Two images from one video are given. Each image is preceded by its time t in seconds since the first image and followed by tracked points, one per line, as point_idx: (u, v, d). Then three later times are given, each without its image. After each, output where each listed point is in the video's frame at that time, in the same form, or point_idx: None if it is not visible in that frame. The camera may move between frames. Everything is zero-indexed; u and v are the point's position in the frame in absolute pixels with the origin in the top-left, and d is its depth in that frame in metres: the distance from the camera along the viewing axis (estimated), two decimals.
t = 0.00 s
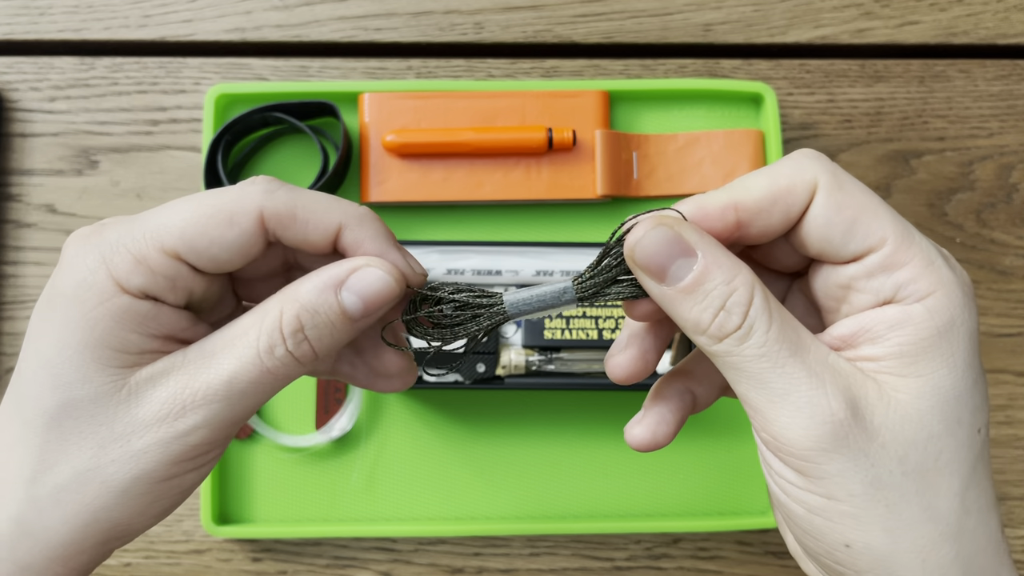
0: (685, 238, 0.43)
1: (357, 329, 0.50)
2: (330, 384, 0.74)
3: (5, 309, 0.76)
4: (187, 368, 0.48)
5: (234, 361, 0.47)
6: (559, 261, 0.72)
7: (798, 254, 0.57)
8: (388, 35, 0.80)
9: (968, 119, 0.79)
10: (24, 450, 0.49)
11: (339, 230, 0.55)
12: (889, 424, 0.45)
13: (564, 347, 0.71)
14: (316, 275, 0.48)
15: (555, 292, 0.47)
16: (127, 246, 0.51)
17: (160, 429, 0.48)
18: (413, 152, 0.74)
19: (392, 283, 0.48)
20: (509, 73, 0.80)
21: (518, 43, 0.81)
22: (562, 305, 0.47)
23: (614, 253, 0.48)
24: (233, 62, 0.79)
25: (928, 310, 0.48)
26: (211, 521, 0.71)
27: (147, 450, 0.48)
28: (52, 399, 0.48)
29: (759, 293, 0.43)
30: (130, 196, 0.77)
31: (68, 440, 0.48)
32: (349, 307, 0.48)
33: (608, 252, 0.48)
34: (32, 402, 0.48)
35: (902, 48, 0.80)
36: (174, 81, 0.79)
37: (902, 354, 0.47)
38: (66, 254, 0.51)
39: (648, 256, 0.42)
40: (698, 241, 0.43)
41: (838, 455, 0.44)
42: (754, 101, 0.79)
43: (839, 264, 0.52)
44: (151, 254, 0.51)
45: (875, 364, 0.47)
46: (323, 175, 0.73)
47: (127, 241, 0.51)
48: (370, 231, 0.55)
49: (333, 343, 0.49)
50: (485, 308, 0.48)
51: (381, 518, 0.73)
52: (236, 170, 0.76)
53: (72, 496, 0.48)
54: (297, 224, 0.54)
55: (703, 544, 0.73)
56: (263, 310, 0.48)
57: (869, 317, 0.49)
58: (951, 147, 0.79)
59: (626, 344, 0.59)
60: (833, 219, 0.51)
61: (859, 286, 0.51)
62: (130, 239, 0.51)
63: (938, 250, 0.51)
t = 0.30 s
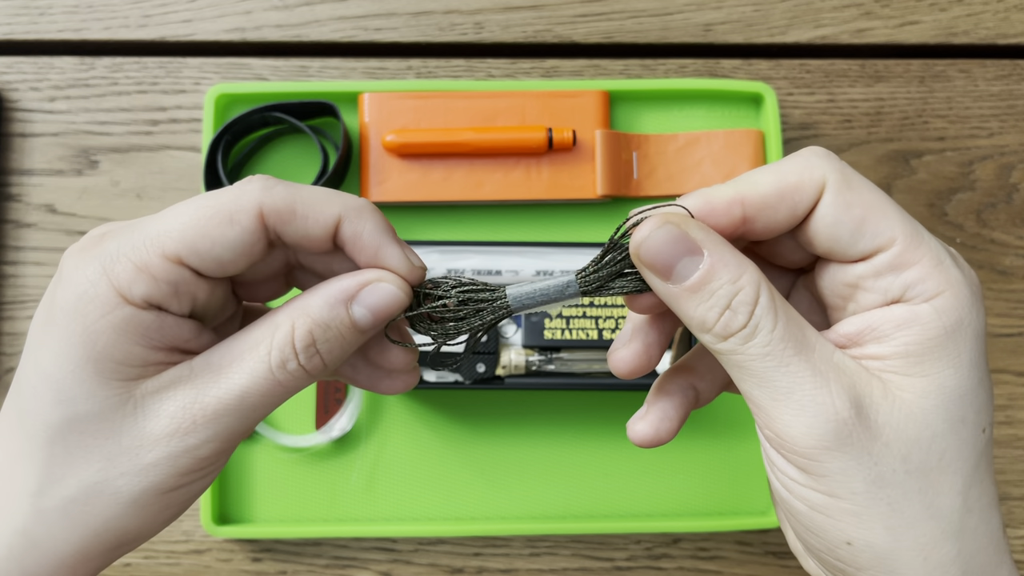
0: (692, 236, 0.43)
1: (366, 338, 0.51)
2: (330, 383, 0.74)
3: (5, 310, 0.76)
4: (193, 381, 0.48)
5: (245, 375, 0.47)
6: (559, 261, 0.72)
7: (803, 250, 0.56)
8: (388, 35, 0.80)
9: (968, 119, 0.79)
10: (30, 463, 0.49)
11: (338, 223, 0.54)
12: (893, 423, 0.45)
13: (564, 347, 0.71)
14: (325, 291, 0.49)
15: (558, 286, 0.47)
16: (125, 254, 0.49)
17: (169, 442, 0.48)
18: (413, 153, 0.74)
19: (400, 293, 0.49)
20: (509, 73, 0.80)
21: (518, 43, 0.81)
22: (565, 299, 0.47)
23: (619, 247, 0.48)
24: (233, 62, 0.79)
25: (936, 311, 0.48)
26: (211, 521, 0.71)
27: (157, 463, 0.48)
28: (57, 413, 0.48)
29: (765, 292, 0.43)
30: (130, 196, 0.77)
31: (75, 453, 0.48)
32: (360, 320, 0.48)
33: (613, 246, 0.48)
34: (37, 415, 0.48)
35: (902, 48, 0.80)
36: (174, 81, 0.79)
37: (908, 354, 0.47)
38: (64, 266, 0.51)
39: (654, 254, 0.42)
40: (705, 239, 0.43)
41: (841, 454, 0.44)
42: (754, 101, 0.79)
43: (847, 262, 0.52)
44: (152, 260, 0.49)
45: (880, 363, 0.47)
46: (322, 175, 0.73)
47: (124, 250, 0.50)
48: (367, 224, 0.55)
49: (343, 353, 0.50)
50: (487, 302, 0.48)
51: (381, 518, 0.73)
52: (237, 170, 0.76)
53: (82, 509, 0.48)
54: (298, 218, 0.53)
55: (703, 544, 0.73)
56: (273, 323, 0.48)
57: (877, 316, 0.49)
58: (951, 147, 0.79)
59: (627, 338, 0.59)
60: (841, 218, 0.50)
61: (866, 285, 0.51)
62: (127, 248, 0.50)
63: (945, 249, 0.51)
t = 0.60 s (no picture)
0: (691, 240, 0.43)
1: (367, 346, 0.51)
2: (330, 384, 0.74)
3: (5, 310, 0.76)
4: (200, 394, 0.48)
5: (253, 388, 0.48)
6: (559, 261, 0.72)
7: (806, 254, 0.56)
8: (388, 35, 0.80)
9: (968, 119, 0.79)
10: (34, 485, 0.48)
11: (338, 245, 0.50)
12: (892, 429, 0.45)
13: (563, 347, 0.71)
14: (329, 304, 0.48)
15: (557, 288, 0.47)
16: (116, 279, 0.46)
17: (182, 454, 0.48)
18: (413, 152, 0.74)
19: (409, 310, 0.48)
20: (509, 73, 0.80)
21: (518, 43, 0.81)
22: (564, 302, 0.47)
23: (619, 250, 0.48)
24: (233, 62, 0.79)
25: (938, 317, 0.48)
26: (211, 521, 0.71)
27: (172, 476, 0.48)
28: (61, 436, 0.47)
29: (765, 297, 0.43)
30: (130, 196, 0.77)
31: (86, 472, 0.47)
32: (365, 333, 0.48)
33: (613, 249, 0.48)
34: (39, 436, 0.47)
35: (902, 48, 0.80)
36: (174, 81, 0.79)
37: (909, 359, 0.47)
38: (52, 286, 0.48)
39: (653, 258, 0.42)
40: (704, 242, 0.43)
41: (840, 460, 0.44)
42: (754, 101, 0.79)
43: (849, 267, 0.52)
44: (146, 290, 0.45)
45: (880, 368, 0.47)
46: (322, 175, 0.73)
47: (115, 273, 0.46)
48: (368, 243, 0.50)
49: (345, 362, 0.50)
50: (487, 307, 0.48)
51: (381, 518, 0.72)
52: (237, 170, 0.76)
53: (94, 526, 0.48)
54: (298, 246, 0.49)
55: (703, 544, 0.73)
56: (277, 337, 0.48)
57: (878, 321, 0.48)
58: (951, 147, 0.79)
59: (628, 338, 0.59)
60: (845, 222, 0.50)
61: (868, 290, 0.51)
62: (117, 270, 0.46)
63: (949, 254, 0.51)
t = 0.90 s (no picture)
0: (664, 252, 0.43)
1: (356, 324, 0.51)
2: (330, 383, 0.74)
3: (5, 309, 0.75)
4: (210, 396, 0.47)
5: (257, 379, 0.47)
6: (559, 262, 0.73)
7: (790, 263, 0.56)
8: (388, 35, 0.80)
9: (968, 119, 0.79)
10: (60, 505, 0.46)
11: (340, 235, 0.49)
12: (858, 444, 0.44)
13: (563, 347, 0.71)
14: (318, 286, 0.48)
15: (537, 289, 0.48)
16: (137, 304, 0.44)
17: (206, 455, 0.47)
18: (413, 153, 0.74)
19: (395, 281, 0.48)
20: (508, 73, 0.80)
21: (518, 43, 0.81)
22: (544, 302, 0.49)
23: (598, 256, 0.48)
24: (233, 62, 0.79)
25: (913, 336, 0.46)
26: (211, 521, 0.71)
27: (201, 477, 0.48)
28: (85, 459, 0.45)
29: (735, 310, 0.43)
30: (130, 196, 0.77)
31: (110, 484, 0.46)
32: (355, 309, 0.48)
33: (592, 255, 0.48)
34: (60, 459, 0.45)
35: (902, 48, 0.80)
36: (174, 81, 0.79)
37: (882, 377, 0.46)
38: (66, 313, 0.45)
39: (626, 269, 0.43)
40: (678, 255, 0.43)
41: (803, 473, 0.44)
42: (754, 101, 0.79)
43: (829, 280, 0.51)
44: (162, 308, 0.44)
45: (852, 384, 0.46)
46: (322, 175, 0.73)
47: (135, 298, 0.44)
48: (369, 228, 0.50)
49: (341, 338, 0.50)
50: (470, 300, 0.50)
51: (380, 518, 0.72)
52: (236, 170, 0.76)
53: (126, 538, 0.47)
54: (304, 238, 0.48)
55: (703, 544, 0.73)
56: (271, 327, 0.47)
57: (855, 336, 0.47)
58: (951, 147, 0.79)
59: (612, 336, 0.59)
60: (823, 238, 0.49)
61: (846, 305, 0.50)
62: (136, 292, 0.44)
63: (933, 269, 0.49)
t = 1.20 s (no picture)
0: (660, 249, 0.43)
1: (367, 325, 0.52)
2: (330, 383, 0.74)
3: (5, 309, 0.75)
4: (224, 409, 0.46)
5: (274, 392, 0.47)
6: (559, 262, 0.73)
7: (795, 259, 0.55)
8: (388, 35, 0.80)
9: (968, 119, 0.79)
10: (69, 516, 0.45)
11: (342, 232, 0.49)
12: (844, 449, 0.44)
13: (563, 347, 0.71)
14: (330, 296, 0.48)
15: (538, 276, 0.47)
16: (150, 312, 0.43)
17: (219, 465, 0.47)
18: (413, 153, 0.74)
19: (403, 284, 0.50)
20: (509, 73, 0.80)
21: (518, 43, 0.81)
22: (545, 289, 0.48)
23: (597, 246, 0.49)
24: (233, 62, 0.79)
25: (907, 348, 0.46)
26: (211, 521, 0.71)
27: (213, 484, 0.47)
28: (97, 470, 0.44)
29: (729, 311, 0.43)
30: (130, 196, 0.77)
31: (120, 494, 0.45)
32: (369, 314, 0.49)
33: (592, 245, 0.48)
34: (69, 472, 0.44)
35: (902, 48, 0.80)
36: (174, 81, 0.79)
37: (874, 385, 0.45)
38: (76, 327, 0.44)
39: (622, 264, 0.43)
40: (676, 252, 0.43)
41: (784, 473, 0.45)
42: (754, 101, 0.79)
43: (830, 285, 0.50)
44: (176, 315, 0.43)
45: (844, 390, 0.46)
46: (322, 175, 0.73)
47: (147, 304, 0.43)
48: (370, 228, 0.50)
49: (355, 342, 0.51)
50: (473, 287, 0.50)
51: (380, 518, 0.72)
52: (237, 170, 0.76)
53: (134, 544, 0.46)
54: (309, 233, 0.47)
55: (703, 544, 0.73)
56: (287, 338, 0.47)
57: (849, 342, 0.47)
58: (951, 147, 0.79)
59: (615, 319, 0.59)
60: (823, 245, 0.49)
61: (844, 312, 0.49)
62: (149, 300, 0.43)
63: (938, 280, 0.48)
